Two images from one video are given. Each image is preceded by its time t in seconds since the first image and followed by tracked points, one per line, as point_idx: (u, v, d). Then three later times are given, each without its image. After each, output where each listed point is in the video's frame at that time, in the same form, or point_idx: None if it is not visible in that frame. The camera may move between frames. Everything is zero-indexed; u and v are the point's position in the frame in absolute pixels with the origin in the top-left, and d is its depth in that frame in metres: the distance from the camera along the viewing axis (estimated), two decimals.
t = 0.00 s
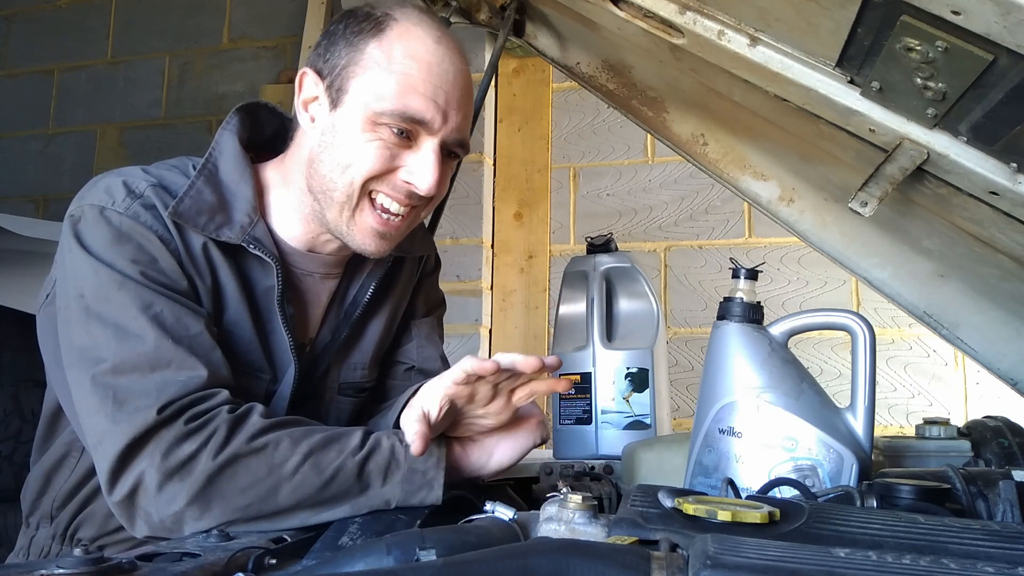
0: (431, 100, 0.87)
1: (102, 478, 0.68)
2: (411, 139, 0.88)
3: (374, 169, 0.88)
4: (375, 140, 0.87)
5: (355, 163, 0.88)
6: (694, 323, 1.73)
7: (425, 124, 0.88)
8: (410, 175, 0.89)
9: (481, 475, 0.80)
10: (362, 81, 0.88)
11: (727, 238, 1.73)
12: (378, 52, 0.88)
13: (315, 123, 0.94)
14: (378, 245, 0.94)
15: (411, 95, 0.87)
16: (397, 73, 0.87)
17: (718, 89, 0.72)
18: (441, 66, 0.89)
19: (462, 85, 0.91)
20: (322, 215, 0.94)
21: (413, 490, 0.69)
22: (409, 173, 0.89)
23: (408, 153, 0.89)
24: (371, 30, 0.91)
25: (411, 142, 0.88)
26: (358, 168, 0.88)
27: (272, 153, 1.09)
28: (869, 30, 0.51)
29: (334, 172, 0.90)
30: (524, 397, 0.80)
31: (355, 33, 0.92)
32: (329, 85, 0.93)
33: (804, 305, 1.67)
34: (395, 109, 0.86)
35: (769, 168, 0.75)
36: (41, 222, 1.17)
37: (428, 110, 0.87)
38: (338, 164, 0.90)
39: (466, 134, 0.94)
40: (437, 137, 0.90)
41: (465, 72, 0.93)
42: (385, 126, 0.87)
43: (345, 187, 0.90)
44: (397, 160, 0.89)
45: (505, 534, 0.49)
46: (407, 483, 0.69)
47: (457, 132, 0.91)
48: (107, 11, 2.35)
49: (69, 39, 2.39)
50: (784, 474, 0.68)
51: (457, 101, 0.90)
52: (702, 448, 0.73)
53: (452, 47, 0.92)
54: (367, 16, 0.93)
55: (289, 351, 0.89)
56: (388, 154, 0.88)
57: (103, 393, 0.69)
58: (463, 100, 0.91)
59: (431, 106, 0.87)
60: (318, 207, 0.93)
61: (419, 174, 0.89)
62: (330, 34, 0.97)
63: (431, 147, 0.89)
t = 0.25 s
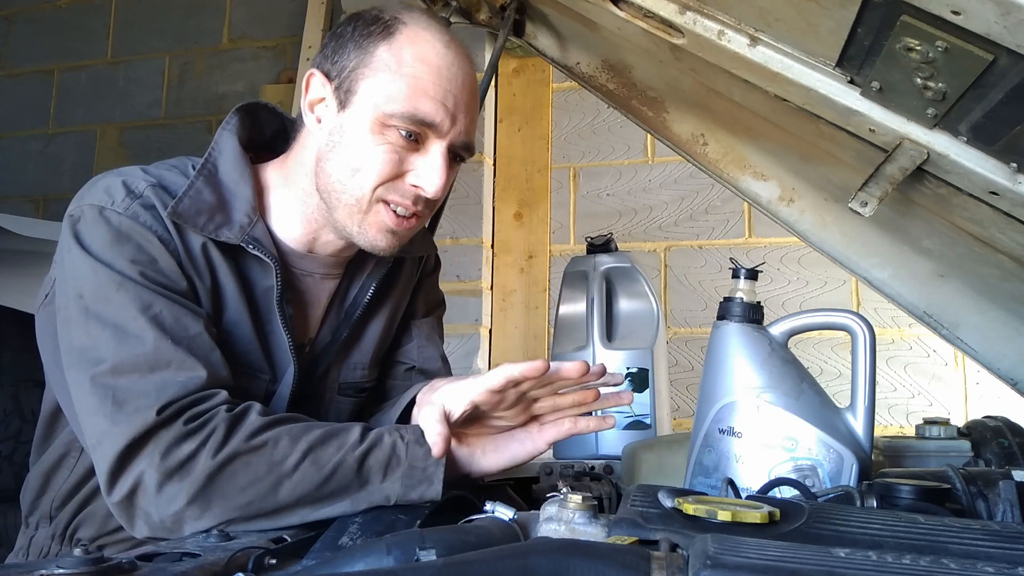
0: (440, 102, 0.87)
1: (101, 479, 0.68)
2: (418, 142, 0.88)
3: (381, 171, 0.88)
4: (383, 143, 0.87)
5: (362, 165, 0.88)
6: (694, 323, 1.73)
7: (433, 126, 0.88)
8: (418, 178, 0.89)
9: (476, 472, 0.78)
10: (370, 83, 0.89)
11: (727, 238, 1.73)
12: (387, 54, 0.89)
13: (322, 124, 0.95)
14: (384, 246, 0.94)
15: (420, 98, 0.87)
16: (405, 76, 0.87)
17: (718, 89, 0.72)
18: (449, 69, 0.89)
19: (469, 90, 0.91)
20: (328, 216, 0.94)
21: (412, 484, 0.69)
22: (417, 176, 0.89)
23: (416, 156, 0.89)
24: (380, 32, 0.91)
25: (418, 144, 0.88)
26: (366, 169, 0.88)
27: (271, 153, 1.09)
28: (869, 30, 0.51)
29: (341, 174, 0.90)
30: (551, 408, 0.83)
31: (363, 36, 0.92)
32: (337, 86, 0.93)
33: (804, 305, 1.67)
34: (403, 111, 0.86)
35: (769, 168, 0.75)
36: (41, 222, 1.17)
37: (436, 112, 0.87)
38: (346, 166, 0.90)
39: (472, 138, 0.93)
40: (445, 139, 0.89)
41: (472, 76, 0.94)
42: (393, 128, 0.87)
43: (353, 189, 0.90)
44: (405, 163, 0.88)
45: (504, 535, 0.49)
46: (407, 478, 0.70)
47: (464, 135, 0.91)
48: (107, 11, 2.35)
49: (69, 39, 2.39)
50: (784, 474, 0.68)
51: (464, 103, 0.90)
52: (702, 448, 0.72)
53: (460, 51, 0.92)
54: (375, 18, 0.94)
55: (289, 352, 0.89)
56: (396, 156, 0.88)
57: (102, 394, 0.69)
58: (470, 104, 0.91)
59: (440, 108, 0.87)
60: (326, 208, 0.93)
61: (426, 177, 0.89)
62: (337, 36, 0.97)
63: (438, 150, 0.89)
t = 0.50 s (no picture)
0: (432, 93, 0.87)
1: (99, 479, 0.68)
2: (412, 133, 0.88)
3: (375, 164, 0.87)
4: (376, 135, 0.87)
5: (356, 158, 0.88)
6: (694, 323, 1.73)
7: (426, 117, 0.87)
8: (412, 171, 0.87)
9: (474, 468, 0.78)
10: (363, 77, 0.89)
11: (727, 238, 1.73)
12: (378, 47, 0.89)
13: (315, 122, 0.95)
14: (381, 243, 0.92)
15: (412, 88, 0.87)
16: (397, 67, 0.87)
17: (718, 89, 0.72)
18: (441, 60, 0.89)
19: (462, 83, 0.91)
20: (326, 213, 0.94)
21: (412, 487, 0.69)
22: (411, 169, 0.88)
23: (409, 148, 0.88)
24: (371, 28, 0.92)
25: (412, 135, 0.88)
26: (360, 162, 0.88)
27: (271, 152, 1.09)
28: (869, 30, 0.51)
29: (337, 170, 0.90)
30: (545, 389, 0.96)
31: (355, 32, 0.93)
32: (330, 83, 0.93)
33: (804, 305, 1.67)
34: (396, 103, 0.86)
35: (769, 168, 0.75)
36: (41, 222, 1.17)
37: (428, 103, 0.87)
38: (341, 161, 0.89)
39: (467, 130, 0.93)
40: (439, 130, 0.89)
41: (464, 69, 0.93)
42: (385, 120, 0.87)
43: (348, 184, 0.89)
44: (398, 155, 0.87)
45: (504, 535, 0.49)
46: (407, 480, 0.69)
47: (458, 126, 0.91)
48: (107, 12, 2.35)
49: (69, 39, 2.39)
50: (784, 474, 0.68)
51: (457, 95, 0.90)
52: (702, 448, 0.72)
53: (452, 44, 0.92)
54: (367, 16, 0.94)
55: (289, 352, 0.89)
56: (389, 149, 0.87)
57: (101, 394, 0.69)
58: (463, 95, 0.91)
59: (432, 98, 0.87)
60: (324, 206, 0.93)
61: (421, 169, 0.87)
62: (329, 36, 0.98)
63: (432, 141, 0.88)
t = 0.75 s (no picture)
0: (430, 93, 0.88)
1: (98, 480, 0.68)
2: (402, 130, 0.87)
3: (356, 151, 0.86)
4: (364, 124, 0.87)
5: (340, 145, 0.87)
6: (694, 323, 1.73)
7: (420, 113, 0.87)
8: (394, 166, 0.86)
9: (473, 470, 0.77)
10: (367, 71, 0.90)
11: (727, 238, 1.73)
12: (389, 46, 0.91)
13: (314, 111, 0.95)
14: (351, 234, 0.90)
15: (413, 86, 0.88)
16: (401, 67, 0.89)
17: (718, 89, 0.72)
18: (447, 68, 0.91)
19: (464, 93, 0.93)
20: (306, 204, 0.92)
21: (412, 488, 0.69)
22: (391, 162, 0.86)
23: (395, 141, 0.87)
24: (386, 28, 0.94)
25: (401, 133, 0.87)
26: (345, 152, 0.87)
27: (266, 153, 1.09)
28: (869, 30, 0.51)
29: (320, 154, 0.89)
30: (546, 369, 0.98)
31: (370, 32, 0.95)
32: (335, 75, 0.94)
33: (804, 305, 1.67)
34: (393, 97, 0.87)
35: (769, 168, 0.75)
36: (41, 222, 1.17)
37: (426, 101, 0.88)
38: (326, 147, 0.88)
39: (461, 138, 0.93)
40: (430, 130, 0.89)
41: (469, 83, 0.95)
42: (377, 112, 0.87)
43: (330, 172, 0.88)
44: (384, 150, 0.86)
45: (504, 534, 0.49)
46: (406, 482, 0.69)
47: (451, 129, 0.91)
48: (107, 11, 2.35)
49: (69, 39, 2.39)
50: (784, 474, 0.68)
51: (456, 102, 0.91)
52: (701, 448, 0.72)
53: (460, 57, 0.94)
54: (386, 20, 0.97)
55: (284, 352, 0.89)
56: (373, 140, 0.86)
57: (99, 395, 0.69)
58: (462, 104, 0.92)
59: (429, 97, 0.88)
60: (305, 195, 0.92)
61: (402, 164, 0.86)
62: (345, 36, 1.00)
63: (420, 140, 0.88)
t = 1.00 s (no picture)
0: (434, 98, 0.89)
1: (98, 479, 0.68)
2: (405, 135, 0.88)
3: (359, 156, 0.87)
4: (368, 129, 0.87)
5: (344, 149, 0.88)
6: (694, 323, 1.73)
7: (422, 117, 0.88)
8: (394, 171, 0.87)
9: (474, 476, 0.77)
10: (374, 76, 0.91)
11: (727, 238, 1.73)
12: (394, 52, 0.92)
13: (320, 114, 0.96)
14: (352, 238, 0.91)
15: (417, 90, 0.89)
16: (405, 72, 0.90)
17: (718, 89, 0.72)
18: (451, 74, 0.92)
19: (468, 100, 0.94)
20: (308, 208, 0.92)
21: (413, 491, 0.69)
22: (393, 168, 0.87)
23: (398, 147, 0.88)
24: (392, 33, 0.95)
25: (404, 137, 0.88)
26: (347, 156, 0.87)
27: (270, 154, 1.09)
28: (870, 30, 0.51)
29: (323, 158, 0.90)
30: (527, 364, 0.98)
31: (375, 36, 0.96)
32: (341, 79, 0.95)
33: (804, 305, 1.67)
34: (397, 102, 0.88)
35: (769, 168, 0.75)
36: (41, 222, 1.17)
37: (429, 106, 0.89)
38: (330, 151, 0.89)
39: (464, 143, 0.94)
40: (433, 135, 0.90)
41: (472, 88, 0.96)
42: (381, 116, 0.88)
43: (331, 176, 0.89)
44: (386, 155, 0.87)
45: (504, 534, 0.49)
46: (407, 483, 0.69)
47: (453, 135, 0.92)
48: (107, 12, 2.35)
49: (69, 39, 2.39)
50: (784, 474, 0.68)
51: (460, 107, 0.92)
52: (702, 448, 0.72)
53: (465, 63, 0.95)
54: (392, 26, 0.98)
55: (285, 352, 0.89)
56: (376, 144, 0.87)
57: (99, 394, 0.69)
58: (466, 110, 0.93)
59: (432, 102, 0.89)
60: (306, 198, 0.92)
61: (404, 169, 0.87)
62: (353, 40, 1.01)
63: (423, 145, 0.89)
